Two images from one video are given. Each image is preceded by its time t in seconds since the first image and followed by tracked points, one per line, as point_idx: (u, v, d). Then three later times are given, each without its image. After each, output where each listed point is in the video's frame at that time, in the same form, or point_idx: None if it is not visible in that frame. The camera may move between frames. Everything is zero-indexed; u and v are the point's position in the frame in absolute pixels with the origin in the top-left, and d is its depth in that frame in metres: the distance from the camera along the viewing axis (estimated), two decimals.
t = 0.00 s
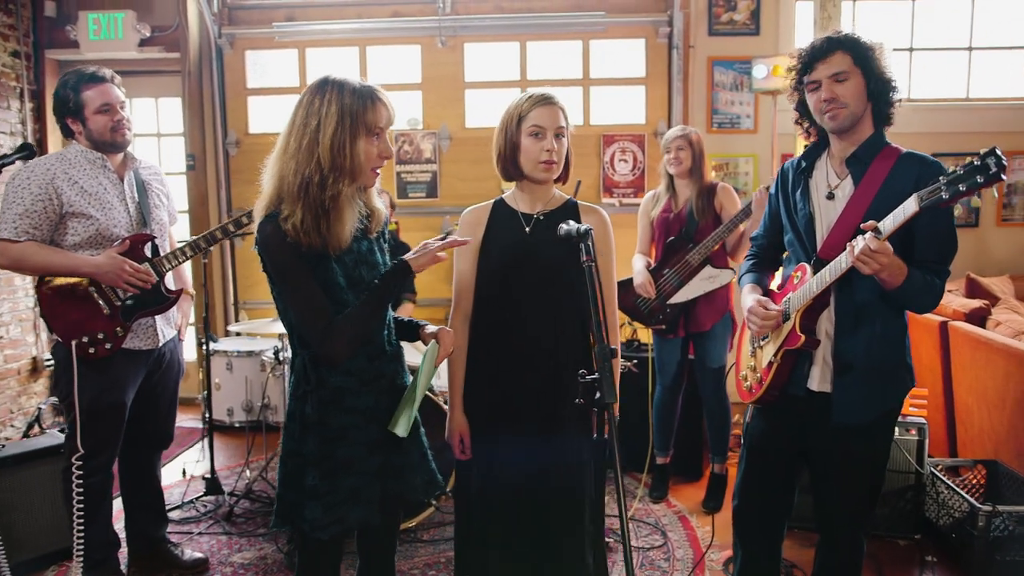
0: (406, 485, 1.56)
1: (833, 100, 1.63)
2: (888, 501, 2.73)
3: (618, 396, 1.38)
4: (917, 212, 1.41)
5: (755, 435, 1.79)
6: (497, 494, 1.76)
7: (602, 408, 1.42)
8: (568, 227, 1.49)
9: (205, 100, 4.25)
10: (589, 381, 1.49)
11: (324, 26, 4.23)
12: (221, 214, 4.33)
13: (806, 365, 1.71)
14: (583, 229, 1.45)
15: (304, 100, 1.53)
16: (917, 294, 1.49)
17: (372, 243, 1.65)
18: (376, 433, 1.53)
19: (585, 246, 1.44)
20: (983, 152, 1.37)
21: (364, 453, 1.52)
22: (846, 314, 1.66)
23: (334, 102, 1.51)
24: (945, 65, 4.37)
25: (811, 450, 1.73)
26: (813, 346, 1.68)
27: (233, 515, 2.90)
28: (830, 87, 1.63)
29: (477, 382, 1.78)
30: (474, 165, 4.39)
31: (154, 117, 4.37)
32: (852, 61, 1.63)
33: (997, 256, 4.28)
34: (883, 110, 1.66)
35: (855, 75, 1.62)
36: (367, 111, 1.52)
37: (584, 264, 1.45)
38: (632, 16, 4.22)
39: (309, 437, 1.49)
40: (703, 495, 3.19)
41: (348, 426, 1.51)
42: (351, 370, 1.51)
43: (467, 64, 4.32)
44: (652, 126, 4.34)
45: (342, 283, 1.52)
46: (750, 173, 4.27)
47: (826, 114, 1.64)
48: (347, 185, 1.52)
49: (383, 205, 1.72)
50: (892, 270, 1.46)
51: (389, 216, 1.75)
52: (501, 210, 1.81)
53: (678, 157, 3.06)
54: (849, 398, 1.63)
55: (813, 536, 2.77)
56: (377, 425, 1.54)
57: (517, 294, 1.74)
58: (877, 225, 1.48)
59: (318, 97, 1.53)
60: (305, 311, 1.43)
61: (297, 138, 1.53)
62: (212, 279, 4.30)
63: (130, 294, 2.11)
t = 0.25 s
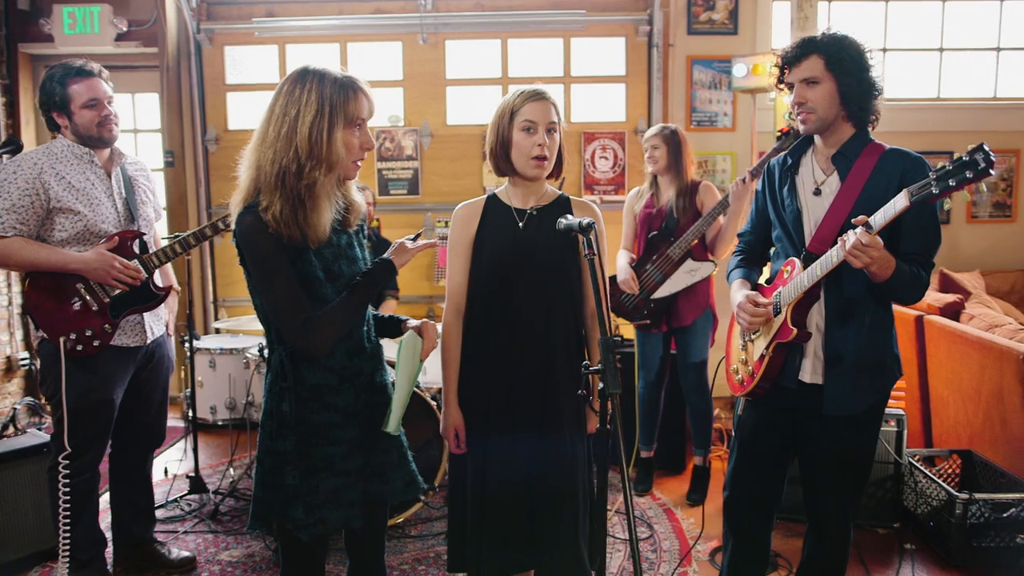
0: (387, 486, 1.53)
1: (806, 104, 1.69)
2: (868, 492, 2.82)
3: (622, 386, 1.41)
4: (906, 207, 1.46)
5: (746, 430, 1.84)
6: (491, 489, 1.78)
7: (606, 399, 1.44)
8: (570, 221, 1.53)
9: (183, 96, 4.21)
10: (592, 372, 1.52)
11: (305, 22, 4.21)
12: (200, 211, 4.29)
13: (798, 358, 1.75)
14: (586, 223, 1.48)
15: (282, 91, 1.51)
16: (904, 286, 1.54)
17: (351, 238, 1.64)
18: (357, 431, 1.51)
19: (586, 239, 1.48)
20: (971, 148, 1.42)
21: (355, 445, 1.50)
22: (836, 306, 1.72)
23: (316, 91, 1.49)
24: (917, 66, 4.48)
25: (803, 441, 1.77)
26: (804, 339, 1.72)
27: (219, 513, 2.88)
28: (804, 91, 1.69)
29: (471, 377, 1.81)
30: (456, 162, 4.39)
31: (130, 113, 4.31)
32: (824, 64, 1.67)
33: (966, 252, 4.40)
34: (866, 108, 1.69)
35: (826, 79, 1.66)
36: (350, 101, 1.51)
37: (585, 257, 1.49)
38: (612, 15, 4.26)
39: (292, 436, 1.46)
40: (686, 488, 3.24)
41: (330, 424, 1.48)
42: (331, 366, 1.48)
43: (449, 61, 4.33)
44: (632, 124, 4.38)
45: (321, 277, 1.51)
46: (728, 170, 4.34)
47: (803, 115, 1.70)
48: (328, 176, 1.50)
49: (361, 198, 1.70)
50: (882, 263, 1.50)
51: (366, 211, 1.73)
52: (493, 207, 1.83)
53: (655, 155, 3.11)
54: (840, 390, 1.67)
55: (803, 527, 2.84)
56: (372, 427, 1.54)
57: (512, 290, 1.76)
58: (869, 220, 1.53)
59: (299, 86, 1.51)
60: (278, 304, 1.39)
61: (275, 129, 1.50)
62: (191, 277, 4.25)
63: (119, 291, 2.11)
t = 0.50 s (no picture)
0: (378, 489, 1.52)
1: (806, 104, 1.74)
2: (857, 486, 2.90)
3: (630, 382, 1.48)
4: (899, 206, 1.52)
5: (743, 428, 1.89)
6: (491, 490, 1.78)
7: (615, 393, 1.51)
8: (575, 221, 1.55)
9: (169, 97, 4.18)
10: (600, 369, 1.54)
11: (292, 23, 4.20)
12: (187, 213, 4.27)
13: (792, 355, 1.80)
14: (593, 222, 1.50)
15: (268, 90, 1.49)
16: (895, 284, 1.59)
17: (338, 239, 1.61)
18: (345, 437, 1.50)
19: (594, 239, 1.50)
20: (962, 149, 1.48)
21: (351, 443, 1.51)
22: (830, 304, 1.77)
23: (304, 89, 1.47)
24: (895, 69, 4.58)
25: (800, 436, 1.82)
26: (799, 335, 1.78)
27: (212, 516, 2.88)
28: (805, 91, 1.74)
29: (472, 377, 1.82)
30: (444, 163, 4.41)
31: (115, 115, 4.27)
32: (825, 64, 1.73)
33: (944, 251, 4.51)
34: (859, 109, 1.77)
35: (827, 79, 1.73)
36: (338, 98, 1.49)
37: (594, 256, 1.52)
38: (598, 18, 4.31)
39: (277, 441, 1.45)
40: (677, 485, 3.29)
41: (317, 428, 1.47)
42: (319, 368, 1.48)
43: (437, 63, 4.35)
44: (619, 126, 4.43)
45: (310, 277, 1.49)
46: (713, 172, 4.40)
47: (803, 114, 1.76)
48: (318, 173, 1.48)
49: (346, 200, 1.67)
50: (874, 261, 1.56)
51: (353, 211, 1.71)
52: (493, 207, 1.83)
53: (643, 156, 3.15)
54: (834, 386, 1.73)
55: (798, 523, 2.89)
56: (362, 431, 1.53)
57: (511, 290, 1.77)
58: (862, 219, 1.59)
59: (286, 85, 1.48)
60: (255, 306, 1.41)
61: (262, 128, 1.48)
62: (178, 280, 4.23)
63: (115, 292, 2.10)
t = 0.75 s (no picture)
0: (368, 493, 1.44)
1: (809, 101, 1.78)
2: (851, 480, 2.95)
3: (641, 373, 1.55)
4: (900, 202, 1.57)
5: (744, 421, 1.93)
6: (499, 485, 1.79)
7: (626, 384, 1.57)
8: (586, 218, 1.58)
9: (163, 96, 4.18)
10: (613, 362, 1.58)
11: (287, 22, 4.20)
12: (182, 212, 4.25)
13: (793, 349, 1.84)
14: (605, 219, 1.53)
15: (259, 89, 1.42)
16: (892, 280, 1.65)
17: (333, 239, 1.52)
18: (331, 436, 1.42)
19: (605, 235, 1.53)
20: (962, 147, 1.51)
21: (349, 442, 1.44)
22: (829, 299, 1.81)
23: (295, 85, 1.39)
24: (885, 69, 4.64)
25: (800, 428, 1.86)
26: (799, 330, 1.80)
27: (213, 513, 2.89)
28: (808, 88, 1.78)
29: (478, 374, 1.83)
30: (440, 162, 4.43)
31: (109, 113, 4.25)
32: (828, 63, 1.77)
33: (932, 248, 4.58)
34: (859, 108, 1.81)
35: (830, 78, 1.77)
36: (331, 94, 1.41)
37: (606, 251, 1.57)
38: (592, 17, 4.33)
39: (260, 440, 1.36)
40: (674, 479, 3.33)
41: (301, 428, 1.39)
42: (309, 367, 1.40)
43: (432, 62, 4.36)
44: (613, 125, 4.46)
45: (299, 276, 1.40)
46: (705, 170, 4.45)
47: (807, 112, 1.80)
48: (308, 170, 1.40)
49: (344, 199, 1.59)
50: (876, 257, 1.59)
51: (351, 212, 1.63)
52: (498, 204, 1.84)
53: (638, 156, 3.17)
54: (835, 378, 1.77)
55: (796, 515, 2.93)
56: (351, 432, 1.44)
57: (517, 287, 1.78)
58: (863, 215, 1.63)
59: (278, 81, 1.41)
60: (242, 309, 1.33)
61: (253, 127, 1.41)
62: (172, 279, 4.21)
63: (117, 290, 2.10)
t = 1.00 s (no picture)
0: (366, 495, 1.41)
1: (809, 102, 1.81)
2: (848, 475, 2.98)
3: (649, 368, 1.55)
4: (904, 201, 1.61)
5: (744, 415, 1.96)
6: (506, 482, 1.81)
7: (632, 380, 1.57)
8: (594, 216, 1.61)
9: (162, 96, 4.18)
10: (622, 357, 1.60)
11: (286, 21, 4.20)
12: (181, 211, 4.26)
13: (794, 346, 1.88)
14: (614, 217, 1.55)
15: (262, 90, 1.43)
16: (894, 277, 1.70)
17: (339, 240, 1.50)
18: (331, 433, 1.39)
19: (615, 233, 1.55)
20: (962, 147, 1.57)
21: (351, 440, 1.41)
22: (831, 296, 1.84)
23: (298, 84, 1.40)
24: (878, 69, 4.69)
25: (801, 423, 1.89)
26: (801, 326, 1.85)
27: (215, 511, 2.91)
28: (809, 90, 1.81)
29: (485, 372, 1.85)
30: (438, 161, 4.44)
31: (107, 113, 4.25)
32: (828, 65, 1.80)
33: (926, 247, 4.63)
34: (857, 108, 1.84)
35: (830, 79, 1.80)
36: (333, 91, 1.41)
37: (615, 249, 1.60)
38: (590, 18, 4.35)
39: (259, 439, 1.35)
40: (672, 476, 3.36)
41: (302, 428, 1.37)
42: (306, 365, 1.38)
43: (430, 62, 4.37)
44: (610, 124, 4.48)
45: (303, 276, 1.38)
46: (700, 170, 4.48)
47: (806, 113, 1.83)
48: (311, 166, 1.40)
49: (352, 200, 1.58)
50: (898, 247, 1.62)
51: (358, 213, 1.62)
52: (503, 203, 1.85)
53: (630, 157, 3.18)
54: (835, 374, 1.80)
55: (793, 510, 2.97)
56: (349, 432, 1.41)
57: (523, 284, 1.78)
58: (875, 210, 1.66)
59: (280, 82, 1.41)
60: (227, 311, 1.31)
61: (257, 127, 1.41)
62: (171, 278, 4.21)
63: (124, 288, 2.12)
